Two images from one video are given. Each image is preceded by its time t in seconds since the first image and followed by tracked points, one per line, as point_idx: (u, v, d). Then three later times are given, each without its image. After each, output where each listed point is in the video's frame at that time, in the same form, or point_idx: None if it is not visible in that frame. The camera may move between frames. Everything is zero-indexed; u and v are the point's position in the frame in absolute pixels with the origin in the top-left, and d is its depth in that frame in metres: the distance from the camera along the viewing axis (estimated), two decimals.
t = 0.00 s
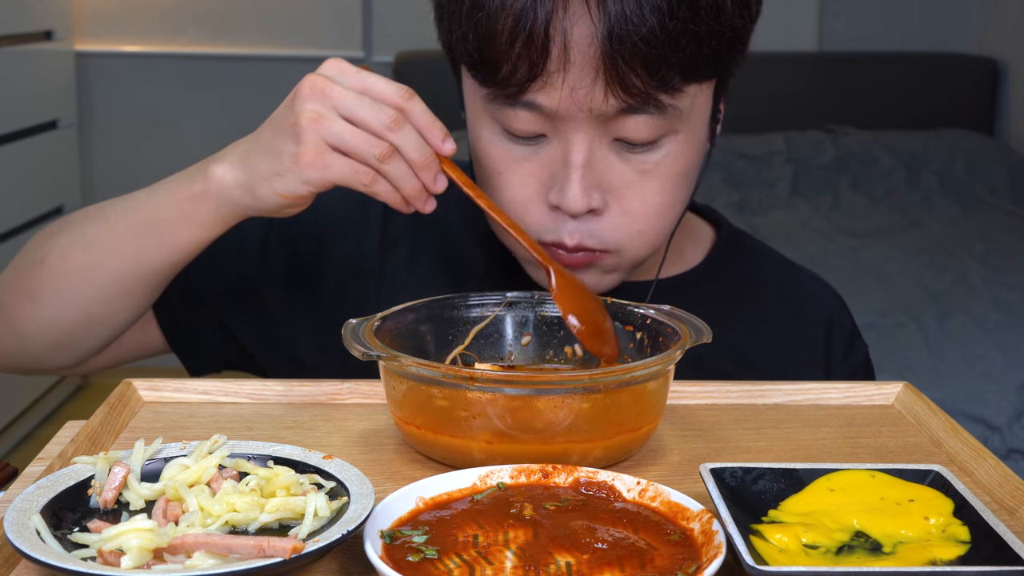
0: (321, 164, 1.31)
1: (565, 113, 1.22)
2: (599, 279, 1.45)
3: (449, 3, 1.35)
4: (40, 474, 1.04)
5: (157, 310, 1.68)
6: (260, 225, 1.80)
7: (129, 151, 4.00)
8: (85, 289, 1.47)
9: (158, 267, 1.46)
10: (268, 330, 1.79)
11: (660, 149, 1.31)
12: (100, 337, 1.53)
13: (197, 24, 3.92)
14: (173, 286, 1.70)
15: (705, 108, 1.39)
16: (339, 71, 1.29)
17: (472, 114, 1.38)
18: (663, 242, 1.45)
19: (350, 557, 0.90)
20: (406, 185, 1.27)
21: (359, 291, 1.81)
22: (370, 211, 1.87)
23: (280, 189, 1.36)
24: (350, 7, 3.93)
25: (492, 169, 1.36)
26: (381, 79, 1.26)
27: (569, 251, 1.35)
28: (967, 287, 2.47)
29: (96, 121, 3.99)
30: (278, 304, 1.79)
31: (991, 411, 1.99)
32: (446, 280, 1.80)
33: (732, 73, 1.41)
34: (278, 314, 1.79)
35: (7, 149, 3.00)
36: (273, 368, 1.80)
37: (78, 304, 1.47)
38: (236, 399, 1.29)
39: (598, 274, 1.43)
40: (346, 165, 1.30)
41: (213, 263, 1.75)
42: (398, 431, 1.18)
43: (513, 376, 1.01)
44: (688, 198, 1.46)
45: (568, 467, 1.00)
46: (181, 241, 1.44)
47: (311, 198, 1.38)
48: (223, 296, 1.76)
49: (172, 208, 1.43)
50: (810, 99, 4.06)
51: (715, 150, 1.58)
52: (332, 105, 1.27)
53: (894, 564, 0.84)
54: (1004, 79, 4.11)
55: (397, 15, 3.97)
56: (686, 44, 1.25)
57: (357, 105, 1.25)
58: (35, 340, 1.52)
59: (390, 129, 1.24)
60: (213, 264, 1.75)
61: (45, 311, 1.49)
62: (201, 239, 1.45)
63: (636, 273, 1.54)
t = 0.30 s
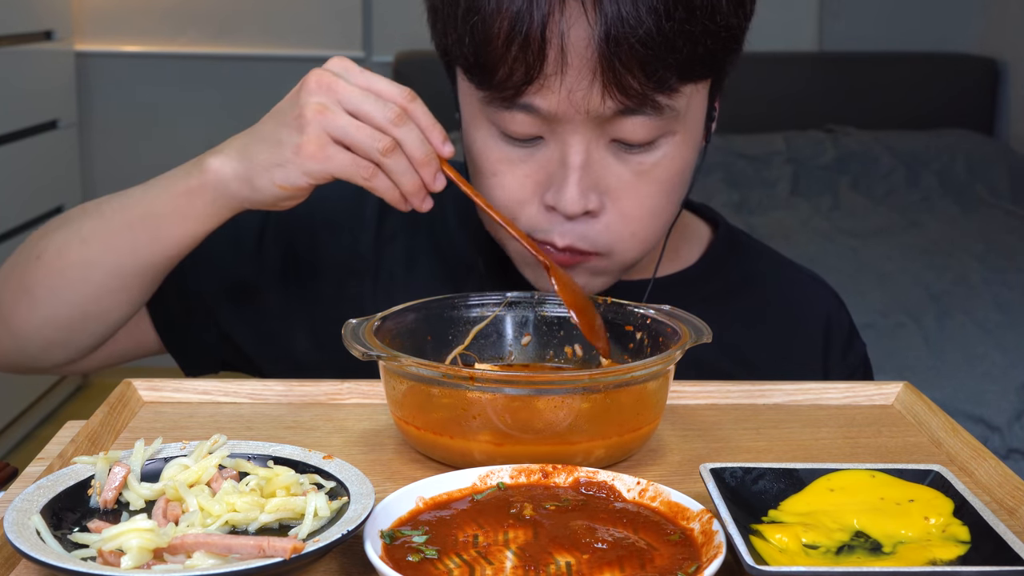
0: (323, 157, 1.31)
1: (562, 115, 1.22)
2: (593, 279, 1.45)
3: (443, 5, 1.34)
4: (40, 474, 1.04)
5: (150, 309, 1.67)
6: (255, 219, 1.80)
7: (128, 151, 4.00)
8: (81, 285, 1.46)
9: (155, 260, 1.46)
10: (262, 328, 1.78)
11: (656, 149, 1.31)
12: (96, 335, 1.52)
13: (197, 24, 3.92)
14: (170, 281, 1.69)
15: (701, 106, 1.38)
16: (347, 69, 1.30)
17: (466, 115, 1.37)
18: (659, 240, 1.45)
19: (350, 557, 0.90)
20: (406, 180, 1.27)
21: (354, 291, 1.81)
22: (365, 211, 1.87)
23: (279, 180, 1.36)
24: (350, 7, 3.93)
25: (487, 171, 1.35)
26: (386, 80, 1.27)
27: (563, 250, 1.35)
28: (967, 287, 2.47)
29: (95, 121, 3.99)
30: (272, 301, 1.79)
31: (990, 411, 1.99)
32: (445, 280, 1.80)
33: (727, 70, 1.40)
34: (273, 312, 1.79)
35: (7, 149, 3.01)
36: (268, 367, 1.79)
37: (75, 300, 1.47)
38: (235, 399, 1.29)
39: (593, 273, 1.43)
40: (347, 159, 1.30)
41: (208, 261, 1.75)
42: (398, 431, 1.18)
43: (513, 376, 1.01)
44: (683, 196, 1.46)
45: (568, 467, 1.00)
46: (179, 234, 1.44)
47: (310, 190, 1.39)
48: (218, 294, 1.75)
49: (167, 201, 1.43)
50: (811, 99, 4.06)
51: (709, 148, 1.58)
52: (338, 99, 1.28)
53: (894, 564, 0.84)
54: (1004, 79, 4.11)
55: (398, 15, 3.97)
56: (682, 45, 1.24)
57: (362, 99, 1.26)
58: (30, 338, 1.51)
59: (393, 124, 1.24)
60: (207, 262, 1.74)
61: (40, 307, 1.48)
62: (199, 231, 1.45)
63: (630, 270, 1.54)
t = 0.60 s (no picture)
0: (291, 162, 1.29)
1: (557, 122, 1.22)
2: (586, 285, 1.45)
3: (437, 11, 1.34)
4: (40, 474, 1.04)
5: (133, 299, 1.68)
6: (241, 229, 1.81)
7: (129, 151, 4.00)
8: (58, 278, 1.45)
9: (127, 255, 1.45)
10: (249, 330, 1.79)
11: (652, 156, 1.31)
12: (77, 331, 1.51)
13: (197, 24, 3.92)
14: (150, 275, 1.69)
15: (696, 111, 1.38)
16: (329, 80, 1.30)
17: (460, 121, 1.37)
18: (654, 246, 1.45)
19: (351, 557, 0.90)
20: (378, 189, 1.26)
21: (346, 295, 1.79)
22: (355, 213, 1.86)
23: (243, 179, 1.34)
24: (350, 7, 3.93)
25: (481, 177, 1.35)
26: (368, 94, 1.28)
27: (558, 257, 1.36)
28: (967, 287, 2.47)
29: (95, 121, 3.99)
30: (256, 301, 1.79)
31: (991, 411, 1.99)
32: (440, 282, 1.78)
33: (721, 75, 1.40)
34: (260, 313, 1.79)
35: (7, 149, 3.00)
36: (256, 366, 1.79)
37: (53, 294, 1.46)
38: (235, 398, 1.29)
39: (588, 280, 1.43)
40: (316, 166, 1.28)
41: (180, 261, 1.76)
42: (398, 431, 1.18)
43: (513, 376, 1.01)
44: (679, 201, 1.46)
45: (568, 467, 1.00)
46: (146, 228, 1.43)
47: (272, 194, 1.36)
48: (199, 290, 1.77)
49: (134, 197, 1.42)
50: (811, 99, 4.06)
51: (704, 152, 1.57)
52: (317, 105, 1.27)
53: (894, 564, 0.84)
54: (1004, 79, 4.11)
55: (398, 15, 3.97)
56: (677, 51, 1.24)
57: (342, 107, 1.26)
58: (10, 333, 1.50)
59: (371, 133, 1.24)
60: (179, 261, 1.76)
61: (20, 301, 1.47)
62: (167, 228, 1.44)
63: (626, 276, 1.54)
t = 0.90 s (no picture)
0: (281, 172, 1.24)
1: (547, 135, 1.22)
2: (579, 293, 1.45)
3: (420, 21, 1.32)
4: (40, 474, 1.04)
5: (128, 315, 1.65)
6: (235, 238, 1.77)
7: (129, 151, 4.00)
8: (49, 303, 1.40)
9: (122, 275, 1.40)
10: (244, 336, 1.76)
11: (642, 162, 1.31)
12: (71, 351, 1.46)
13: (198, 24, 3.92)
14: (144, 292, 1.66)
15: (683, 114, 1.38)
16: (308, 80, 1.25)
17: (448, 132, 1.36)
18: (645, 249, 1.46)
19: (351, 557, 0.90)
20: (370, 188, 1.19)
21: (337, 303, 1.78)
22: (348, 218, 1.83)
23: (237, 195, 1.29)
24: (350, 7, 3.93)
25: (471, 189, 1.35)
26: (345, 88, 1.23)
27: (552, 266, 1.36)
28: (967, 287, 2.48)
29: (95, 122, 3.99)
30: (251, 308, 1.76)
31: (991, 411, 1.99)
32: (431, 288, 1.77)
33: (709, 77, 1.40)
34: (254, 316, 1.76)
35: (7, 149, 3.01)
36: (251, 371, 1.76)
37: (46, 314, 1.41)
38: (235, 398, 1.29)
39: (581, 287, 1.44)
40: (308, 171, 1.23)
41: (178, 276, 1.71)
42: (398, 431, 1.18)
43: (513, 376, 1.01)
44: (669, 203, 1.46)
45: (568, 467, 1.00)
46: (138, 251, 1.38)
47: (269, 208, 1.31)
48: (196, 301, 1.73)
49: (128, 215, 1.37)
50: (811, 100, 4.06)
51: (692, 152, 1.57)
52: (298, 109, 1.22)
53: (894, 564, 0.84)
54: (1004, 79, 4.11)
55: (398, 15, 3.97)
56: (665, 60, 1.24)
57: (323, 106, 1.21)
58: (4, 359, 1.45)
59: (356, 129, 1.19)
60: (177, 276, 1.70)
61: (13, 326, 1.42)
62: (162, 249, 1.39)
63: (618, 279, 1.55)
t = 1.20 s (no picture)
0: (326, 194, 1.26)
1: (547, 138, 1.21)
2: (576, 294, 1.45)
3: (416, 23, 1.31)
4: (41, 474, 1.04)
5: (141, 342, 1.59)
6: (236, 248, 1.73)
7: (129, 151, 4.00)
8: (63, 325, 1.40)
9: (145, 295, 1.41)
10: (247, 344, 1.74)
11: (640, 165, 1.31)
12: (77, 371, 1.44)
13: (198, 24, 3.92)
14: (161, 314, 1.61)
15: (681, 116, 1.38)
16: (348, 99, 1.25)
17: (445, 135, 1.35)
18: (642, 251, 1.46)
19: (350, 557, 0.90)
20: (412, 212, 1.22)
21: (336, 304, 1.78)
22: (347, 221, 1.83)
23: (277, 218, 1.30)
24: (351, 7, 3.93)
25: (469, 191, 1.35)
26: (384, 108, 1.23)
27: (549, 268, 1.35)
28: (968, 287, 2.48)
29: (95, 121, 3.99)
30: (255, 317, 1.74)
31: (991, 412, 1.98)
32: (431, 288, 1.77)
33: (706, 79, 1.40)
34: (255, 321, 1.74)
35: (7, 149, 3.01)
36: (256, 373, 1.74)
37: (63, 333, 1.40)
38: (235, 398, 1.29)
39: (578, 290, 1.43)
40: (351, 194, 1.25)
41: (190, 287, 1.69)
42: (399, 431, 1.18)
43: (513, 376, 1.01)
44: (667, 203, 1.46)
45: (568, 467, 1.00)
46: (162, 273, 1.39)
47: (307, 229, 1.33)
48: (202, 315, 1.69)
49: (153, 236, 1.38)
50: (811, 100, 4.06)
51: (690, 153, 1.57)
52: (340, 131, 1.23)
53: (894, 564, 0.84)
54: (1004, 79, 4.11)
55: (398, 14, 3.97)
56: (663, 63, 1.23)
57: (364, 129, 1.21)
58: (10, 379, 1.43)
59: (397, 153, 1.20)
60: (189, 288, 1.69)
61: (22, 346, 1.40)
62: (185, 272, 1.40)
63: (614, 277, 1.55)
